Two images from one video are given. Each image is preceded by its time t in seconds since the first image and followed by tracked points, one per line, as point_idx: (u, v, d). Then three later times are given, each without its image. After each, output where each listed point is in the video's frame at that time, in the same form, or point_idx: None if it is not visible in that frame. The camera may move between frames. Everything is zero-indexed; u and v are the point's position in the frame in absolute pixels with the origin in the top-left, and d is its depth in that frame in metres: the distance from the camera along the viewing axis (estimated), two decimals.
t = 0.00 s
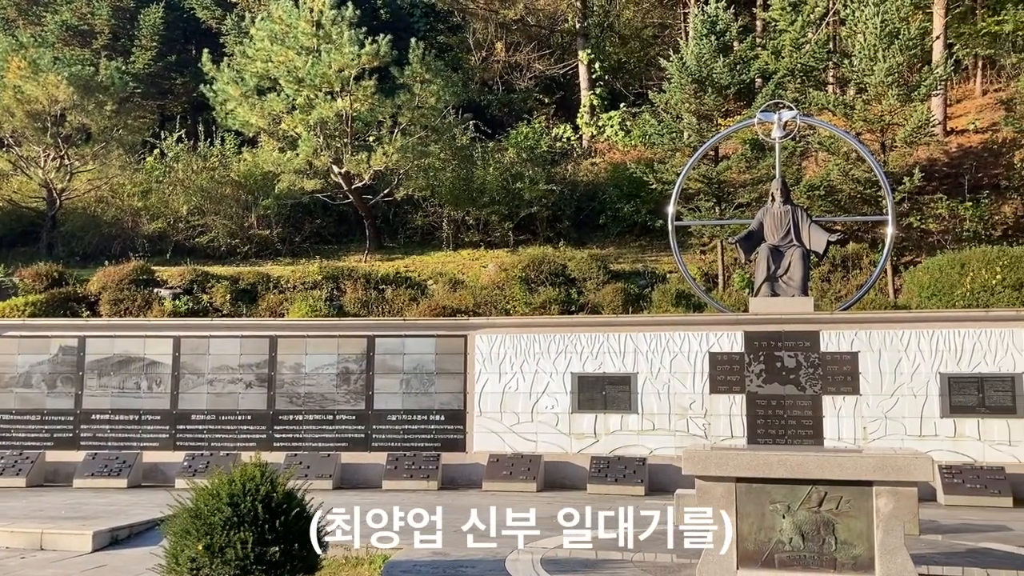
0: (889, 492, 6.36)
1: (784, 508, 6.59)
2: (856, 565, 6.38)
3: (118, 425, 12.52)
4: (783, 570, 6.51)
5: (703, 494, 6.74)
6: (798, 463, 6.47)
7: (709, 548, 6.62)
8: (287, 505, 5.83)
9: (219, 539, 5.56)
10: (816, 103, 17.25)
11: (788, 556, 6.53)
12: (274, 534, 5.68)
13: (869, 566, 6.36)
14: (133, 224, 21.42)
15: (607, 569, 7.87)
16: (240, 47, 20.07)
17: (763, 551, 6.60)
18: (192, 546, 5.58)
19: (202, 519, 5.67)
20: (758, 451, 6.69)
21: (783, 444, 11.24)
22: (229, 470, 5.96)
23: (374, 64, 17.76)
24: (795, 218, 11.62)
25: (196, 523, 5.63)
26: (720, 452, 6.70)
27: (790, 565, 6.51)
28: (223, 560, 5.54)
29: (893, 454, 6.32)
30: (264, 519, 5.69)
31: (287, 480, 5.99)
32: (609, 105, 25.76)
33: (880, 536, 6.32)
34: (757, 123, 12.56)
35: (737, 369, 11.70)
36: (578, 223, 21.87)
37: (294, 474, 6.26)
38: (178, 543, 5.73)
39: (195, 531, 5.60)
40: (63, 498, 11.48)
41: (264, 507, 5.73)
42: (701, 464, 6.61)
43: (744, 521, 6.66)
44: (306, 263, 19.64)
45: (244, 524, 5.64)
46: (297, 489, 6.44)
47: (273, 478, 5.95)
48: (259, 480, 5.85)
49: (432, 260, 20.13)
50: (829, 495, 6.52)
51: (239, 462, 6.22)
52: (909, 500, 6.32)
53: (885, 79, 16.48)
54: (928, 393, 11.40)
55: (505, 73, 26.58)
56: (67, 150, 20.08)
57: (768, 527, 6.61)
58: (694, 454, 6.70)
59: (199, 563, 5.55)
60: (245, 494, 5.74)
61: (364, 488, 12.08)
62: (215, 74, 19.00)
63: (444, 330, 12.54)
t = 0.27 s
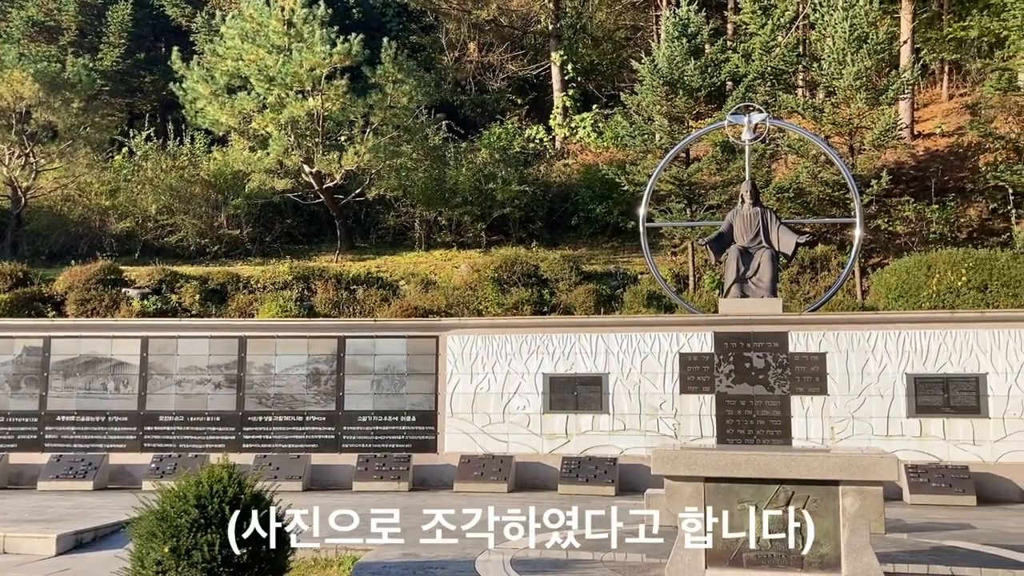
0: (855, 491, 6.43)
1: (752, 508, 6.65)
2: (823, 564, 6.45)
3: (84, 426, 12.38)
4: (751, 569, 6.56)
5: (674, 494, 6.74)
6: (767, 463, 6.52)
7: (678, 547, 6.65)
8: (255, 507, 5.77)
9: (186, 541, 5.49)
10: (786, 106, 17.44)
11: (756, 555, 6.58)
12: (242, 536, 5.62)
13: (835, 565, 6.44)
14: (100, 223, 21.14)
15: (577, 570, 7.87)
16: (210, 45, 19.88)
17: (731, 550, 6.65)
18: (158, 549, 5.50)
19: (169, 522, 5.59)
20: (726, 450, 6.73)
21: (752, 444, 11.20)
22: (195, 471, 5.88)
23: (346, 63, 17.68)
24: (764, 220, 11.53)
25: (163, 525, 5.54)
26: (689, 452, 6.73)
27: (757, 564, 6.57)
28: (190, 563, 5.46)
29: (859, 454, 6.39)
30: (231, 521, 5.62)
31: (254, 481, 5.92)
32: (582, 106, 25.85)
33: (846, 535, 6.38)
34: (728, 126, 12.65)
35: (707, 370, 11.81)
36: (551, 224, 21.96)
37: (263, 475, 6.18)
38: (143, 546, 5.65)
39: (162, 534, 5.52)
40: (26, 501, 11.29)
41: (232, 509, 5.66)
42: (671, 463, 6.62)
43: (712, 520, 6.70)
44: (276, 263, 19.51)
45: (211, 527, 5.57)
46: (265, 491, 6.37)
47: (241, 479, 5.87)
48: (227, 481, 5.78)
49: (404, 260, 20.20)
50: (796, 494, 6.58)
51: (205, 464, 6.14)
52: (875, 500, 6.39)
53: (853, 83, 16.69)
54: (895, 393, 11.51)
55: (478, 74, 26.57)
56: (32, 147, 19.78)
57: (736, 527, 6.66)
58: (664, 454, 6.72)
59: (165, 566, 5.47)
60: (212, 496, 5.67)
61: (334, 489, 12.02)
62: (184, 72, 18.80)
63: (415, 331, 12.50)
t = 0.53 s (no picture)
0: (824, 491, 6.49)
1: (722, 508, 6.68)
2: (792, 563, 6.51)
3: (51, 429, 12.21)
4: (721, 569, 6.60)
5: (644, 495, 6.80)
6: (737, 464, 6.55)
7: (650, 547, 6.70)
8: (224, 509, 5.70)
9: (153, 544, 5.43)
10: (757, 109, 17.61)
11: (726, 555, 6.62)
12: (210, 538, 5.55)
13: (804, 564, 6.49)
14: (68, 222, 20.84)
15: (548, 571, 7.87)
16: (182, 43, 19.69)
17: (702, 551, 6.68)
18: (124, 552, 5.44)
19: (136, 524, 5.52)
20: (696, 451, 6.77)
21: (723, 444, 10.92)
22: (165, 473, 5.80)
23: (319, 63, 17.61)
24: (736, 222, 11.53)
25: (130, 528, 5.48)
26: (660, 452, 6.77)
27: (727, 564, 6.60)
28: (157, 566, 5.40)
29: (828, 454, 6.45)
30: (200, 523, 5.56)
31: (224, 483, 5.84)
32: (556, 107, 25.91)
33: (816, 535, 6.43)
34: (701, 128, 12.73)
35: (679, 371, 11.79)
36: (525, 225, 22.04)
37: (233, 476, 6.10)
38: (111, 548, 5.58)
39: (129, 537, 5.45)
40: None
41: (200, 511, 5.59)
42: (641, 463, 6.67)
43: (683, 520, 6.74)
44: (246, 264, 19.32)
45: (180, 529, 5.50)
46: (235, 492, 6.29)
47: (210, 481, 5.79)
48: (196, 483, 5.70)
49: (377, 260, 20.20)
50: (766, 494, 6.64)
51: (175, 466, 6.06)
52: (843, 499, 6.45)
53: (824, 86, 16.87)
54: (864, 393, 11.61)
55: (452, 74, 26.55)
56: None
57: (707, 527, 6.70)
58: (635, 455, 6.75)
59: (132, 569, 5.41)
60: (180, 498, 5.60)
61: (306, 491, 11.96)
62: (155, 70, 18.59)
63: (388, 332, 12.44)
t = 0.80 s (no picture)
0: (795, 491, 6.58)
1: (694, 509, 6.71)
2: (764, 563, 6.57)
3: (19, 431, 12.05)
4: (694, 569, 6.62)
5: (617, 496, 6.78)
6: (708, 464, 6.58)
7: (623, 548, 6.70)
8: (195, 512, 5.62)
9: (122, 548, 5.36)
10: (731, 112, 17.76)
11: (699, 555, 6.64)
12: (181, 541, 5.46)
13: (776, 564, 6.55)
14: (38, 222, 20.55)
15: (521, 572, 7.86)
16: (154, 41, 19.50)
17: (675, 551, 6.70)
18: (92, 556, 5.36)
19: (105, 528, 5.46)
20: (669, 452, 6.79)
21: (696, 444, 10.88)
22: (135, 477, 5.74)
23: (293, 62, 17.68)
24: (709, 223, 11.75)
25: (98, 532, 5.41)
26: (634, 454, 6.77)
27: (700, 564, 6.63)
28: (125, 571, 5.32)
29: (800, 455, 6.52)
30: (170, 527, 5.48)
31: (196, 487, 5.77)
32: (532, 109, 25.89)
33: (788, 535, 6.48)
34: (675, 131, 12.80)
35: (654, 373, 11.68)
36: (500, 226, 22.10)
37: (205, 479, 6.02)
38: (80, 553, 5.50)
39: (97, 541, 5.39)
40: None
41: (171, 514, 5.52)
42: (615, 465, 6.66)
43: (656, 521, 6.75)
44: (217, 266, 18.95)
45: (150, 533, 5.42)
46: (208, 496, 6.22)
47: (181, 485, 5.72)
48: (167, 486, 5.64)
49: (352, 262, 20.13)
50: (739, 495, 6.69)
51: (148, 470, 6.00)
52: (814, 499, 6.55)
53: (796, 89, 17.05)
54: (835, 394, 11.70)
55: (428, 74, 26.52)
56: None
57: (679, 527, 6.71)
58: (608, 456, 6.74)
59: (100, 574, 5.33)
60: (150, 502, 5.53)
61: (279, 494, 11.89)
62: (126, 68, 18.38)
63: (362, 333, 12.39)
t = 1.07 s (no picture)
0: (770, 491, 6.63)
1: (670, 508, 6.75)
2: (739, 562, 6.62)
3: None
4: (670, 569, 6.66)
5: (593, 496, 6.81)
6: (684, 464, 6.61)
7: (599, 548, 6.72)
8: (169, 514, 5.56)
9: (94, 552, 5.30)
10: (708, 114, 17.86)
11: (674, 555, 6.68)
12: (154, 544, 5.40)
13: (750, 563, 6.61)
14: (10, 221, 20.26)
15: (498, 573, 7.85)
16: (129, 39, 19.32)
17: (651, 551, 6.74)
18: (65, 560, 5.30)
19: (77, 531, 5.40)
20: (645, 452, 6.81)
21: (673, 444, 10.69)
22: (109, 478, 5.66)
23: (270, 62, 17.61)
24: (686, 225, 11.67)
25: (70, 535, 5.35)
26: (610, 454, 6.79)
27: (675, 564, 6.67)
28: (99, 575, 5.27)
29: (774, 455, 6.56)
30: (144, 529, 5.41)
31: (170, 487, 5.71)
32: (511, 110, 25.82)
33: (762, 534, 6.54)
34: (652, 132, 12.83)
35: (630, 373, 11.84)
36: (478, 226, 22.11)
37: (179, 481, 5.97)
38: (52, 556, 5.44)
39: (69, 544, 5.32)
40: None
41: (144, 517, 5.46)
42: (591, 465, 6.67)
43: (632, 521, 6.78)
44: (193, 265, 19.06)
45: (122, 535, 5.36)
46: (182, 497, 6.15)
47: (155, 486, 5.65)
48: (140, 488, 5.56)
49: (329, 262, 20.03)
50: (714, 494, 6.73)
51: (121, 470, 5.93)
52: (788, 498, 6.59)
53: (773, 92, 17.19)
54: (810, 394, 11.78)
55: (406, 75, 26.46)
56: None
57: (655, 527, 6.75)
58: (583, 457, 6.75)
59: None
60: (123, 504, 5.47)
61: (256, 495, 11.82)
62: (101, 66, 18.20)
63: (339, 334, 12.34)
